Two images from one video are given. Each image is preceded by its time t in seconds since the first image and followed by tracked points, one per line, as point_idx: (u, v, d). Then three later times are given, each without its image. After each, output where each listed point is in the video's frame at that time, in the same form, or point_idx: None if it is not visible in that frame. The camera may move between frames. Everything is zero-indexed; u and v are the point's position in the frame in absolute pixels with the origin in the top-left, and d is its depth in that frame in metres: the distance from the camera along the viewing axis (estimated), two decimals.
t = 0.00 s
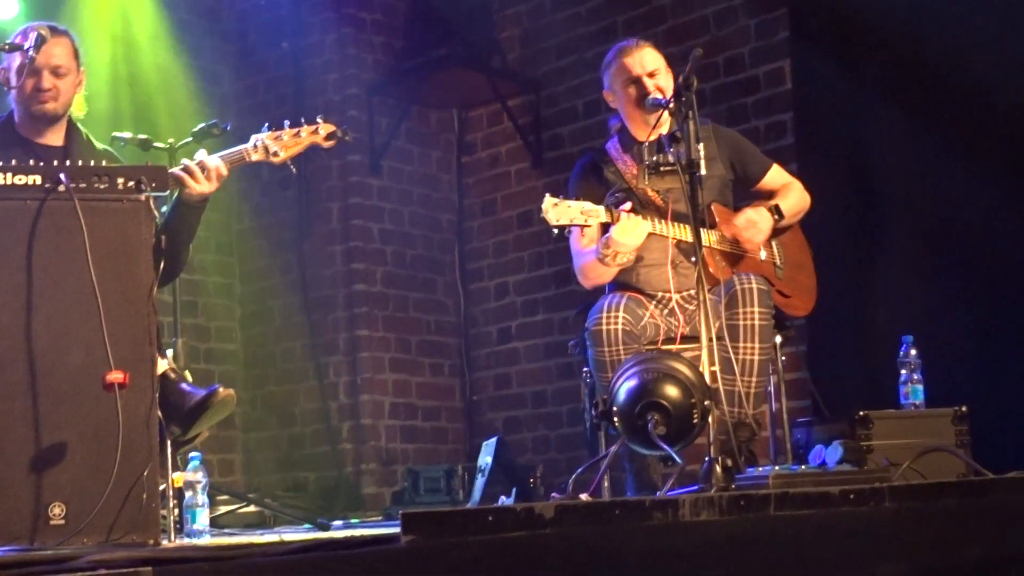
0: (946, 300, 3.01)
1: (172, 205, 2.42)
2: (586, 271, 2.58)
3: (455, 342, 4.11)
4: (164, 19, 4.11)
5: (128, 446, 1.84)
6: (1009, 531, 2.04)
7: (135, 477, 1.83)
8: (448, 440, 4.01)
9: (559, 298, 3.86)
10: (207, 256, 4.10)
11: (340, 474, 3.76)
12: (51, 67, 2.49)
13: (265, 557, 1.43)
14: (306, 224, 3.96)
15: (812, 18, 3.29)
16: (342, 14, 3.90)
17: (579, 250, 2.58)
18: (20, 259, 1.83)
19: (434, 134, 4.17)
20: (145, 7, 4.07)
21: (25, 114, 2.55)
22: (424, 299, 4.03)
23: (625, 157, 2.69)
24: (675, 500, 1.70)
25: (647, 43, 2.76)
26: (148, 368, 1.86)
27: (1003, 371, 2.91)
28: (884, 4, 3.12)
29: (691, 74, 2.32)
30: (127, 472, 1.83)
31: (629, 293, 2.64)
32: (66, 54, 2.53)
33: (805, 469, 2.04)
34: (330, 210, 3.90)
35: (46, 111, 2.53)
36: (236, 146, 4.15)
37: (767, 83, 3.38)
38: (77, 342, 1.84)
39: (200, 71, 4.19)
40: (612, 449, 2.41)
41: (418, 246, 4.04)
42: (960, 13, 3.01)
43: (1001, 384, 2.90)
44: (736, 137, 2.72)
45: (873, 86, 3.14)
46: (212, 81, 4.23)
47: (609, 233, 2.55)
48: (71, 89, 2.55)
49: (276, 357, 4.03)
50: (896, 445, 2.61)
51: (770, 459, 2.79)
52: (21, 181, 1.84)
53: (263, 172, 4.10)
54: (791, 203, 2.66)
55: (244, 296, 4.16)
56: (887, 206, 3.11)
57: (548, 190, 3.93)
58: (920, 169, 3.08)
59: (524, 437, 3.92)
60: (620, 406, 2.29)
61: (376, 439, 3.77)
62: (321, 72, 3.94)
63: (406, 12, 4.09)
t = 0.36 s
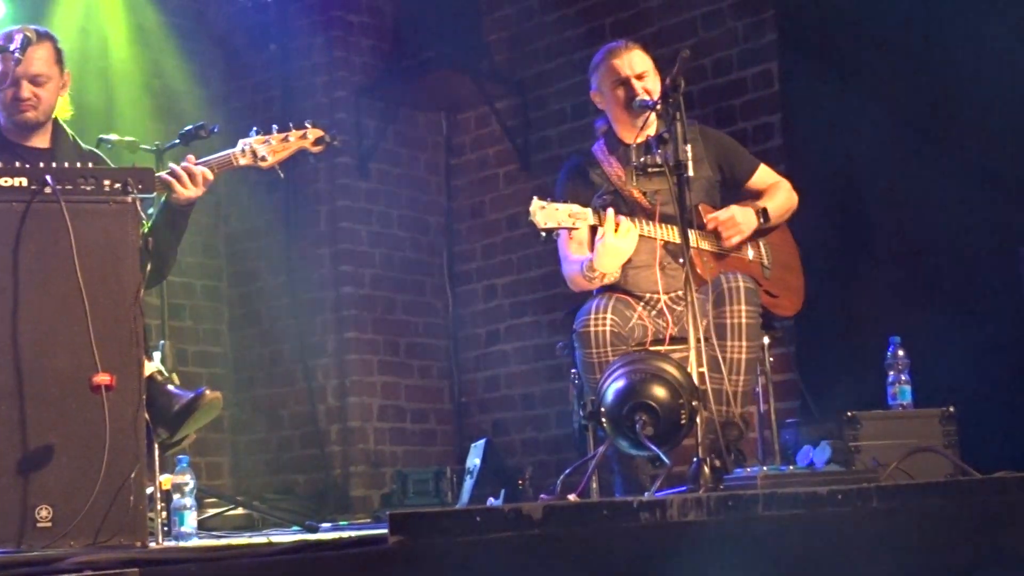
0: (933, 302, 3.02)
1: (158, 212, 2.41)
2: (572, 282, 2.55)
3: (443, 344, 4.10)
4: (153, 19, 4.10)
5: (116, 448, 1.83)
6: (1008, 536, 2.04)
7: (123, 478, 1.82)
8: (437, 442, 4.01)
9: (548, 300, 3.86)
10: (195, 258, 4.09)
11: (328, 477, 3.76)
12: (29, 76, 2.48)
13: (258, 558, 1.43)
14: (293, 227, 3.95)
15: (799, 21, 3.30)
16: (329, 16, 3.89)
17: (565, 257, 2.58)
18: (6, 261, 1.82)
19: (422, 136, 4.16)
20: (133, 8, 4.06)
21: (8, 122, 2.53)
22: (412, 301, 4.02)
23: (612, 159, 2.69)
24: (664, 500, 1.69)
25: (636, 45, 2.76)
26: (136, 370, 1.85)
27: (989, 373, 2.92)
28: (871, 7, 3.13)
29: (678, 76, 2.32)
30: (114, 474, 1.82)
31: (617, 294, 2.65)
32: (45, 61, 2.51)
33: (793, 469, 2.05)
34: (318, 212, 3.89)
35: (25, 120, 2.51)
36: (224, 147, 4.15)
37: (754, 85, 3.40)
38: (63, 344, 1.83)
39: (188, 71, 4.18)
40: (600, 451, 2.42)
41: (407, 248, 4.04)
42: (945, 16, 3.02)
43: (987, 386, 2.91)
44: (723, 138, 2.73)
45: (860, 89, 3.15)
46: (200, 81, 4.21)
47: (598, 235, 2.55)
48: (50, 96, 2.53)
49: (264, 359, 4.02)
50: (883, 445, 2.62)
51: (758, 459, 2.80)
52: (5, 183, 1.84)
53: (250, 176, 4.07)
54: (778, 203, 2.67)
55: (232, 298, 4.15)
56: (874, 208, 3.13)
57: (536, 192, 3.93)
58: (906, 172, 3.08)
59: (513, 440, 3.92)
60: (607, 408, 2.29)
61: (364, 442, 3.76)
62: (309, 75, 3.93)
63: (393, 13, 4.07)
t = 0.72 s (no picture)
0: (925, 298, 3.03)
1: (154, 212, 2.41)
2: (566, 278, 2.56)
3: (436, 341, 4.10)
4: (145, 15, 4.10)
5: (109, 445, 1.83)
6: (1000, 530, 2.05)
7: (116, 475, 1.82)
8: (430, 439, 4.01)
9: (541, 297, 3.87)
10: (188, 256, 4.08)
11: (322, 473, 3.75)
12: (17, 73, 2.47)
13: (250, 555, 1.40)
14: (286, 224, 3.94)
15: (790, 18, 3.30)
16: (321, 14, 3.89)
17: (558, 254, 2.58)
18: None
19: (414, 133, 4.16)
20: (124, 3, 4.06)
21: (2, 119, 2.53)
22: (405, 298, 4.02)
23: (604, 156, 2.69)
24: (657, 496, 1.69)
25: (628, 41, 2.76)
26: (128, 367, 1.85)
27: (980, 368, 2.93)
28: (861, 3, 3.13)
29: (671, 72, 2.32)
30: (108, 472, 1.82)
31: (609, 290, 2.64)
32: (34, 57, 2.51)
33: (786, 464, 2.05)
34: (311, 209, 3.88)
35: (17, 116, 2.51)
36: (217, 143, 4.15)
37: (745, 81, 3.39)
38: (55, 341, 1.83)
39: (182, 69, 4.17)
40: (594, 447, 2.41)
41: (400, 245, 4.04)
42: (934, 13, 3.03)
43: (978, 381, 2.92)
44: (715, 135, 2.73)
45: (851, 86, 3.15)
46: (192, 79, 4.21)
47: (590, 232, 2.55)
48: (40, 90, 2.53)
49: (257, 357, 4.02)
50: (877, 441, 2.62)
51: (751, 455, 2.81)
52: None
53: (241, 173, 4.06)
54: (771, 203, 2.68)
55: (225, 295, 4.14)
56: (866, 204, 3.13)
57: (529, 189, 3.93)
58: (898, 168, 3.09)
59: (506, 436, 3.92)
60: (601, 403, 2.29)
61: (357, 439, 3.76)
62: (301, 72, 3.92)
63: (385, 11, 4.07)
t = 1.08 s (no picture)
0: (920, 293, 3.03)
1: (161, 218, 2.42)
2: (561, 274, 2.57)
3: (433, 337, 4.11)
4: (141, 13, 4.11)
5: (105, 443, 1.83)
6: (1000, 524, 2.04)
7: (114, 471, 1.82)
8: (427, 435, 4.01)
9: (537, 293, 3.87)
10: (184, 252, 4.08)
11: (319, 469, 3.76)
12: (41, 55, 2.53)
13: (246, 552, 1.47)
14: (283, 220, 3.95)
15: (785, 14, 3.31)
16: (317, 10, 3.89)
17: (554, 251, 2.58)
18: None
19: (410, 129, 4.16)
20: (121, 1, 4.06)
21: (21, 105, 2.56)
22: (402, 294, 4.03)
23: (599, 152, 2.70)
24: (655, 493, 1.71)
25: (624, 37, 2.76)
26: (126, 364, 1.85)
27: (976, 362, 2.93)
28: None
29: (666, 68, 2.32)
30: (105, 468, 1.82)
31: (606, 287, 2.65)
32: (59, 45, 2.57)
33: (783, 460, 2.04)
34: (308, 206, 3.87)
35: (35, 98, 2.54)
36: (213, 140, 4.16)
37: (741, 75, 3.39)
38: (52, 338, 1.83)
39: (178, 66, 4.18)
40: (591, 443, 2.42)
41: (396, 241, 4.04)
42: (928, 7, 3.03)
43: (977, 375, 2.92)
44: (711, 130, 2.73)
45: (847, 80, 3.16)
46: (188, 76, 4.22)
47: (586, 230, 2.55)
48: (61, 78, 2.57)
49: (254, 353, 4.02)
50: (874, 437, 2.62)
51: (748, 451, 2.81)
52: None
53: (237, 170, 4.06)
54: (766, 194, 2.68)
55: (222, 292, 4.14)
56: (861, 199, 3.13)
57: (525, 185, 3.93)
58: (893, 163, 3.09)
59: (503, 432, 3.93)
60: (598, 399, 2.29)
61: (354, 435, 3.77)
62: (296, 69, 3.92)
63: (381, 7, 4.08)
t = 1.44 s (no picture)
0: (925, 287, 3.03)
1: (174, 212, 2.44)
2: (565, 268, 2.57)
3: (438, 331, 4.11)
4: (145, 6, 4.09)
5: (111, 436, 1.83)
6: (998, 517, 2.05)
7: (119, 464, 1.83)
8: (431, 429, 4.02)
9: (542, 287, 3.87)
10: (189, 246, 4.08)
11: (324, 463, 3.76)
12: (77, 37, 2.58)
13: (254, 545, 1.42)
14: (288, 214, 3.95)
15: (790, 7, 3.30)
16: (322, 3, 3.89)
17: (559, 244, 2.58)
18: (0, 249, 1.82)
19: (415, 123, 4.16)
20: None
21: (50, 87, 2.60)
22: (407, 288, 4.02)
23: (605, 146, 2.69)
24: (660, 487, 1.69)
25: (630, 31, 2.76)
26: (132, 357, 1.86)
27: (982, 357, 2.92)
28: None
29: (672, 61, 2.31)
30: (110, 461, 1.82)
31: (611, 281, 2.64)
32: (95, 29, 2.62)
33: (788, 455, 2.04)
34: (312, 199, 3.84)
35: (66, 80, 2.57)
36: (218, 134, 4.15)
37: (748, 69, 3.32)
38: (58, 331, 1.83)
39: (182, 59, 4.16)
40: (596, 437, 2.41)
41: (401, 235, 4.04)
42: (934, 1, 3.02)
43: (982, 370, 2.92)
44: (717, 124, 2.73)
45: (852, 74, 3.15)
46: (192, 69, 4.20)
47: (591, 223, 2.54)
48: (91, 62, 2.61)
49: (259, 347, 4.02)
50: (879, 432, 2.62)
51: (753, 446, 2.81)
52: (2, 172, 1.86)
53: (245, 163, 4.03)
54: (772, 186, 2.67)
55: (227, 285, 4.15)
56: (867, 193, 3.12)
57: (531, 179, 3.93)
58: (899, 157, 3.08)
59: (507, 426, 3.93)
60: (603, 394, 2.29)
61: (360, 429, 3.77)
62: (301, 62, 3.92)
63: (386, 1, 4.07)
